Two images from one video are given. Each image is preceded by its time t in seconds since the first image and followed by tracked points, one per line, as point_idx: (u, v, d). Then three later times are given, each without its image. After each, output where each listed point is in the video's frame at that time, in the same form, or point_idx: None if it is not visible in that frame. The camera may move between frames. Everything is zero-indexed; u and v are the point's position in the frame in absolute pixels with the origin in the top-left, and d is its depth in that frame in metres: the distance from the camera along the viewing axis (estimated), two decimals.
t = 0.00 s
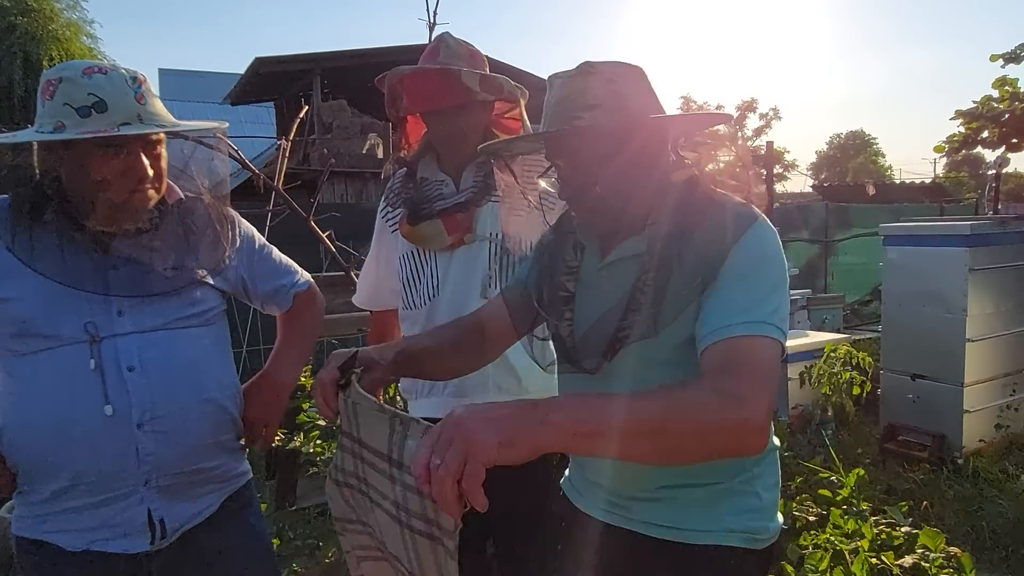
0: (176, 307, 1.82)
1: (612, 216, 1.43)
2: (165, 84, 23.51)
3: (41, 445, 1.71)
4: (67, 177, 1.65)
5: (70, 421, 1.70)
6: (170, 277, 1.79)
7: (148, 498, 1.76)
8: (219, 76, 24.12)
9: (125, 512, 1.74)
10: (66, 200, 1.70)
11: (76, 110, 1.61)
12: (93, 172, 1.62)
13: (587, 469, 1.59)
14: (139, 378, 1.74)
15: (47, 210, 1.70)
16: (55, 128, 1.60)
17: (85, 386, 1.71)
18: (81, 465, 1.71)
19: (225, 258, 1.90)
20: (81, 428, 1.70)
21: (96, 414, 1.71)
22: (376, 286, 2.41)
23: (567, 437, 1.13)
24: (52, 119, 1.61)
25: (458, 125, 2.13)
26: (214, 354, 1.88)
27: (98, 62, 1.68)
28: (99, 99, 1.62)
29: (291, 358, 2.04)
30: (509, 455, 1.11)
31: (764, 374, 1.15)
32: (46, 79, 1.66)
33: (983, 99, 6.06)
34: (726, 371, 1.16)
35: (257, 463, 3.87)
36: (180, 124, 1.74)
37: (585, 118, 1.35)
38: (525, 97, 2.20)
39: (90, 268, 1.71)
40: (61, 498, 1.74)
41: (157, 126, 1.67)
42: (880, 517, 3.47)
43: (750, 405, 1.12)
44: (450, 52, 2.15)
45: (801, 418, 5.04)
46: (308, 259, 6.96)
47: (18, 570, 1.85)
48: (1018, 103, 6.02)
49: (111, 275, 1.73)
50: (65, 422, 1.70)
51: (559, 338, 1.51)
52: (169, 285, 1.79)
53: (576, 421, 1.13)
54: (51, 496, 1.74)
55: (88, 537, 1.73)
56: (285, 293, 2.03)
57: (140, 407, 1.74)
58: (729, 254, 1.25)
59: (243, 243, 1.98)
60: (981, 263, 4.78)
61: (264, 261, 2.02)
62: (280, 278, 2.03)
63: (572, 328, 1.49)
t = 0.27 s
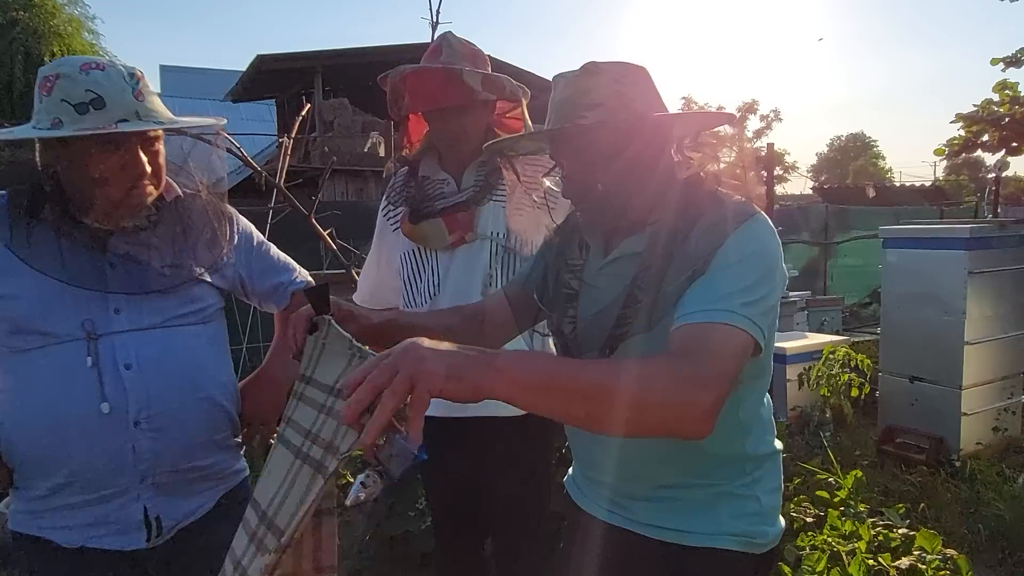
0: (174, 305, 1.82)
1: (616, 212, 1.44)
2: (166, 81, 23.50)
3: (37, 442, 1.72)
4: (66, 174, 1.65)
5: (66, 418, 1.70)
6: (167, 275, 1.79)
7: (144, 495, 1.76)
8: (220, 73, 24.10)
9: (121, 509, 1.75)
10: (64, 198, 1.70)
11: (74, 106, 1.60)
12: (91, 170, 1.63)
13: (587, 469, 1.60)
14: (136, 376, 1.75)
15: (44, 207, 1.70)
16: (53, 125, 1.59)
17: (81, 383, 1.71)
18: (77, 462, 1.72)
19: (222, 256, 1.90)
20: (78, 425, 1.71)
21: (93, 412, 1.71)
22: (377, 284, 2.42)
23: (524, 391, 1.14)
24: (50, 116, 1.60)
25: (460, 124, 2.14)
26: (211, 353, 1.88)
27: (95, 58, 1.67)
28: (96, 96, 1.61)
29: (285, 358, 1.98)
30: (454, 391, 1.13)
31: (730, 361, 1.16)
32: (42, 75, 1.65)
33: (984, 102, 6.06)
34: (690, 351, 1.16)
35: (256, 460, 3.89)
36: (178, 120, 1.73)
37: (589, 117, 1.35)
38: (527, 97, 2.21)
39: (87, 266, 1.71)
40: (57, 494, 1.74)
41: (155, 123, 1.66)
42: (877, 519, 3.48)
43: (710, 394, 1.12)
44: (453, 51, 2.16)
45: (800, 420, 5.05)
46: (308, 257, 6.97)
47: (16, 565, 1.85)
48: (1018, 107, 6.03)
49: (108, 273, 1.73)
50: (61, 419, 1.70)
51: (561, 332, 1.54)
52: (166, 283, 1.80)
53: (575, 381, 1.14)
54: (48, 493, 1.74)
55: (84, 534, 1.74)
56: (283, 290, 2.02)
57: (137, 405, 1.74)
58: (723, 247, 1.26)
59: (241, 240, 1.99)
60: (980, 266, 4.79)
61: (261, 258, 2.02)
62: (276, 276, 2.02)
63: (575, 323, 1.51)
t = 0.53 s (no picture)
0: (174, 301, 1.82)
1: (607, 222, 1.37)
2: (168, 78, 23.50)
3: (35, 437, 1.71)
4: (64, 168, 1.63)
5: (65, 414, 1.70)
6: (167, 271, 1.79)
7: (143, 492, 1.76)
8: (222, 70, 24.10)
9: (120, 506, 1.74)
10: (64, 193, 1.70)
11: (69, 106, 1.60)
12: (87, 169, 1.62)
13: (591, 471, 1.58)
14: (136, 372, 1.74)
15: (44, 201, 1.69)
16: (48, 123, 1.60)
17: (81, 379, 1.71)
18: (76, 458, 1.72)
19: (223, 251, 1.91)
20: (77, 421, 1.71)
21: (92, 408, 1.71)
22: (377, 281, 2.41)
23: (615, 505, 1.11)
24: (47, 113, 1.61)
25: (462, 122, 2.13)
26: (211, 349, 1.88)
27: (97, 57, 1.66)
28: (91, 97, 1.60)
29: (290, 350, 2.05)
30: (546, 531, 1.09)
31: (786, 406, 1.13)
32: (45, 70, 1.66)
33: (986, 105, 6.06)
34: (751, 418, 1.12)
35: (255, 457, 3.88)
36: (175, 123, 1.71)
37: (572, 122, 1.29)
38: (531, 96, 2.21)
39: (87, 261, 1.70)
40: (56, 490, 1.74)
41: (149, 127, 1.64)
42: (875, 521, 3.48)
43: (782, 452, 1.10)
44: (456, 49, 2.15)
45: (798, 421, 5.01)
46: (309, 254, 6.97)
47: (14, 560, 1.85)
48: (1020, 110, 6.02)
49: (107, 268, 1.72)
50: (60, 415, 1.70)
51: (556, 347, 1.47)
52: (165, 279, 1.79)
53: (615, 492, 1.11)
54: (46, 488, 1.74)
55: (83, 529, 1.74)
56: (283, 287, 2.04)
57: (136, 401, 1.74)
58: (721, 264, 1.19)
59: (242, 236, 1.99)
60: (981, 269, 4.78)
61: (262, 255, 2.02)
62: (277, 273, 2.04)
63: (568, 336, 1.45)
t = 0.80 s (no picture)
0: (175, 301, 1.82)
1: (596, 254, 1.33)
2: (168, 76, 23.49)
3: (36, 436, 1.71)
4: (66, 166, 1.63)
5: (66, 413, 1.70)
6: (169, 271, 1.79)
7: (144, 491, 1.76)
8: (223, 68, 24.09)
9: (121, 505, 1.74)
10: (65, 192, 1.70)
11: (69, 106, 1.60)
12: (88, 168, 1.61)
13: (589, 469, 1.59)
14: (137, 372, 1.74)
15: (46, 200, 1.69)
16: (48, 121, 1.61)
17: (82, 378, 1.71)
18: (77, 457, 1.71)
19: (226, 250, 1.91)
20: (78, 420, 1.70)
21: (93, 407, 1.71)
22: (378, 281, 2.41)
23: None
24: (48, 112, 1.61)
25: (464, 122, 2.13)
26: (212, 349, 1.88)
27: (99, 57, 1.65)
28: (92, 97, 1.60)
29: (292, 351, 2.04)
30: None
31: (769, 463, 1.14)
32: (48, 68, 1.66)
33: (986, 108, 6.06)
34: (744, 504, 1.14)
35: (254, 456, 3.88)
36: (176, 124, 1.71)
37: (551, 154, 1.24)
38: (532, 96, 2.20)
39: (88, 260, 1.70)
40: (57, 489, 1.74)
41: (149, 128, 1.64)
42: (875, 523, 3.48)
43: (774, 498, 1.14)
44: (458, 49, 2.15)
45: (799, 422, 4.98)
46: (309, 253, 6.97)
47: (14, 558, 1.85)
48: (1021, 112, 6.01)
49: (108, 267, 1.72)
50: (60, 414, 1.70)
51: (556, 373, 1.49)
52: (167, 279, 1.79)
53: None
54: (47, 487, 1.74)
55: (84, 528, 1.74)
56: (284, 286, 2.05)
57: (137, 401, 1.74)
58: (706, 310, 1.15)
59: (244, 235, 1.99)
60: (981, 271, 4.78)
61: (263, 254, 2.02)
62: (280, 272, 2.05)
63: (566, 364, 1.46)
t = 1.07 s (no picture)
0: (177, 299, 1.82)
1: (595, 256, 1.34)
2: (168, 74, 23.53)
3: (37, 433, 1.71)
4: (68, 165, 1.63)
5: (68, 410, 1.70)
6: (171, 269, 1.79)
7: (145, 489, 1.76)
8: (224, 67, 24.10)
9: (122, 503, 1.74)
10: (68, 189, 1.70)
11: (71, 104, 1.60)
12: (89, 167, 1.61)
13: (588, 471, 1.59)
14: (138, 370, 1.74)
15: (48, 198, 1.69)
16: (50, 120, 1.61)
17: (84, 376, 1.71)
18: (78, 455, 1.71)
19: (228, 248, 1.91)
20: (79, 418, 1.70)
21: (94, 405, 1.71)
22: (378, 279, 2.41)
23: None
24: (50, 110, 1.61)
25: (465, 122, 2.13)
26: (214, 348, 1.88)
27: (102, 55, 1.65)
28: (93, 95, 1.60)
29: (292, 348, 2.04)
30: None
31: (785, 468, 1.14)
32: (50, 65, 1.66)
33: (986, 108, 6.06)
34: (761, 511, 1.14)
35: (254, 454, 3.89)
36: (177, 123, 1.71)
37: (541, 163, 1.24)
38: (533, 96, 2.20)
39: (90, 258, 1.70)
40: (59, 486, 1.74)
41: (150, 127, 1.64)
42: (874, 523, 3.48)
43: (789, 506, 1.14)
44: (460, 48, 2.15)
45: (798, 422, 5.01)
46: (309, 251, 6.97)
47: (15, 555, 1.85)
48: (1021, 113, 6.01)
49: (110, 265, 1.71)
50: (62, 412, 1.70)
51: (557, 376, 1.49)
52: (169, 277, 1.79)
53: None
54: (49, 485, 1.74)
55: (85, 525, 1.74)
56: (286, 284, 2.05)
57: (138, 399, 1.74)
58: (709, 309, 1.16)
59: (246, 233, 1.99)
60: (981, 272, 4.78)
61: (265, 252, 2.02)
62: (281, 270, 2.05)
63: (567, 366, 1.46)
